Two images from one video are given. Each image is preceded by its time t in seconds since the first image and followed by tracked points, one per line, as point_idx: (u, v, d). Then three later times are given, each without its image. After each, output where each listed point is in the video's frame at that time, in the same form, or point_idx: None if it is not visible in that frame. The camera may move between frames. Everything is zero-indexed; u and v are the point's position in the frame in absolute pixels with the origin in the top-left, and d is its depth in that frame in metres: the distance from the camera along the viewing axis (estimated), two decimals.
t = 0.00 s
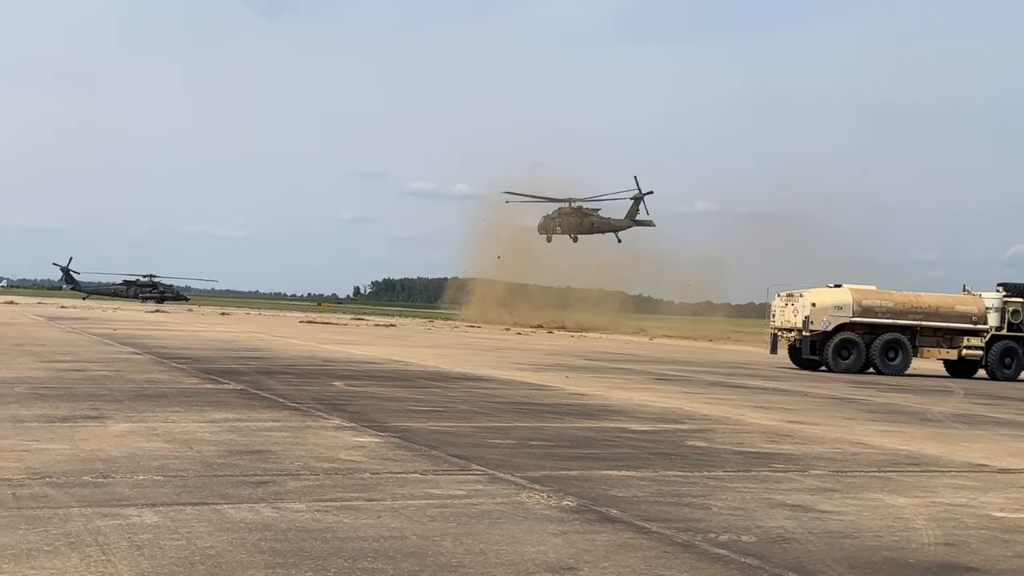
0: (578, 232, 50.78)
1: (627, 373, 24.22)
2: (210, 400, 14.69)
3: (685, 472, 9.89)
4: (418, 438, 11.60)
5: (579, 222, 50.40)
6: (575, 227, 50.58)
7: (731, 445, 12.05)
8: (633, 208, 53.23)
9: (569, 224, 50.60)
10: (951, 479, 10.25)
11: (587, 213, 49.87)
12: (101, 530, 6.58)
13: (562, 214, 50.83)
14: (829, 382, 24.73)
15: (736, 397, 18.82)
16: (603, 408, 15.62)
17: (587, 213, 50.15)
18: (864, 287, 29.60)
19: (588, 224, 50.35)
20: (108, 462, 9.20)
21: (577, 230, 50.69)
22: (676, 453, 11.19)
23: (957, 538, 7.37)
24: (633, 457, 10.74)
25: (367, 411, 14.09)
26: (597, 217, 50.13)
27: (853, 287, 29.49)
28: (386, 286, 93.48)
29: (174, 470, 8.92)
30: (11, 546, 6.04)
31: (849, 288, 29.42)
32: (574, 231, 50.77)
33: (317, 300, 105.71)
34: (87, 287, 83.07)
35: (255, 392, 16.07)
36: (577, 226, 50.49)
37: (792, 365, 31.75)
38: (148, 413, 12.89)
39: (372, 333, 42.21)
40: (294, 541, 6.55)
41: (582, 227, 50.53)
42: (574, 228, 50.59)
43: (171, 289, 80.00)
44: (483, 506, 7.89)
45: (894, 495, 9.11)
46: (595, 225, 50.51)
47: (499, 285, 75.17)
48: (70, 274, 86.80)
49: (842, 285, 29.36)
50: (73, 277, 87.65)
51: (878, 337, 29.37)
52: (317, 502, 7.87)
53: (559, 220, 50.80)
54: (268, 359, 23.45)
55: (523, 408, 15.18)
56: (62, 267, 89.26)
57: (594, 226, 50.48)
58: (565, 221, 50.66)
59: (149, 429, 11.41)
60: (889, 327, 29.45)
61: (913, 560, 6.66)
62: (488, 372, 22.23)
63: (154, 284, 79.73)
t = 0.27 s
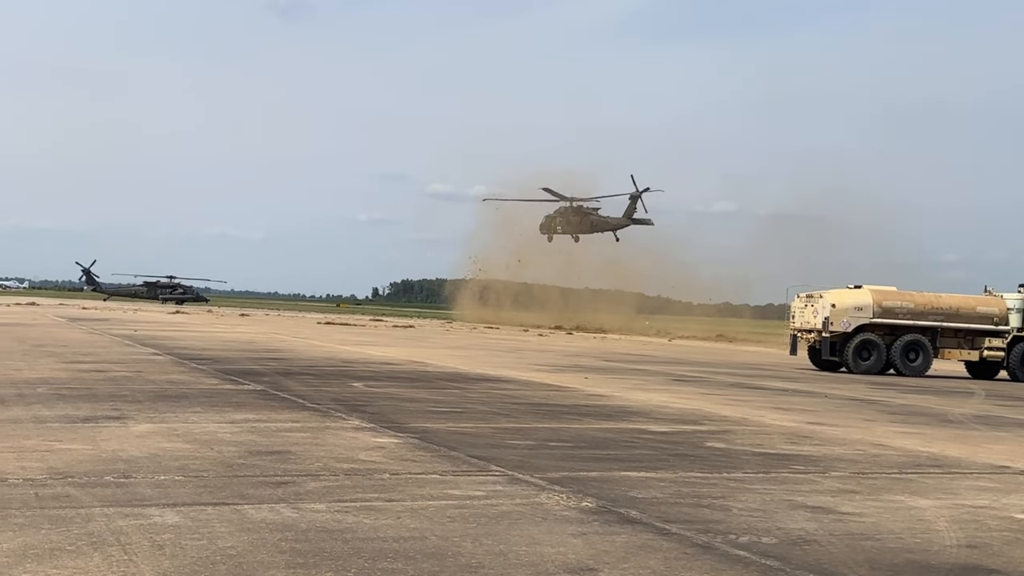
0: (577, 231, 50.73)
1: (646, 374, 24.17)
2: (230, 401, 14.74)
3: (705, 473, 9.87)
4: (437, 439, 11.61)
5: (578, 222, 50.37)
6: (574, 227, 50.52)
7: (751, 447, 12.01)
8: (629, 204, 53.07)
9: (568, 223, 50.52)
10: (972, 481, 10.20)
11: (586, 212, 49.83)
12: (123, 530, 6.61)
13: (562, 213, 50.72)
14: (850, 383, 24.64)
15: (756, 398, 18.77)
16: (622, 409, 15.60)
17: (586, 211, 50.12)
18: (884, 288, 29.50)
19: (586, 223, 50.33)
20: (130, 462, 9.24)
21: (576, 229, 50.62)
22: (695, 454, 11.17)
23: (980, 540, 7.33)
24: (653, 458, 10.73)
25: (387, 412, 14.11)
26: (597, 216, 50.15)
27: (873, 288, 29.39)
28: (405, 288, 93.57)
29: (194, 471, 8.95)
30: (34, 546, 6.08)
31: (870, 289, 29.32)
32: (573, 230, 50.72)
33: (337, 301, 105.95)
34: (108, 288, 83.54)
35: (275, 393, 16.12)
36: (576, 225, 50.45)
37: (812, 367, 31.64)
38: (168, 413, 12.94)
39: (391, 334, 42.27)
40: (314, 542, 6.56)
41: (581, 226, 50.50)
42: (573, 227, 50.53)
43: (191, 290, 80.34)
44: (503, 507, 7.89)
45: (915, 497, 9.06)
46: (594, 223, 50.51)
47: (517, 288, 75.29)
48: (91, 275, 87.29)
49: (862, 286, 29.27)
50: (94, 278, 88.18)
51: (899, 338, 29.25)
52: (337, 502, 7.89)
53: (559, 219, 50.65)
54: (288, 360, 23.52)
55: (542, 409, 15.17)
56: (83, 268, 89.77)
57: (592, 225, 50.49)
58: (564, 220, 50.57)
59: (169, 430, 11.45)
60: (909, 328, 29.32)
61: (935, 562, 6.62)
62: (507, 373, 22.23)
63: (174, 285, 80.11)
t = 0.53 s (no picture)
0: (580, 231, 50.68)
1: (669, 375, 24.11)
2: (253, 401, 14.81)
3: (728, 475, 9.84)
4: (460, 439, 11.62)
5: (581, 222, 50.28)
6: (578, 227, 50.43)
7: (774, 448, 11.97)
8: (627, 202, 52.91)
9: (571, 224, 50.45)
10: (998, 483, 10.12)
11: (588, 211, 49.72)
12: (147, 529, 6.65)
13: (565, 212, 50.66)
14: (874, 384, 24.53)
15: (779, 399, 18.70)
16: (645, 410, 15.57)
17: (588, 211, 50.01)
18: (909, 289, 29.35)
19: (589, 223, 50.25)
20: (154, 461, 9.29)
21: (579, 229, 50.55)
22: (718, 456, 11.14)
23: (1005, 543, 7.28)
24: (676, 459, 10.70)
25: (409, 412, 14.14)
26: (599, 216, 50.08)
27: (898, 289, 29.25)
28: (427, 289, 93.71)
29: (218, 470, 8.99)
30: (60, 544, 6.11)
31: (894, 290, 29.18)
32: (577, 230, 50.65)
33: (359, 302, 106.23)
34: (132, 289, 84.05)
35: (298, 393, 16.17)
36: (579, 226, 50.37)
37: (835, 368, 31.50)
38: (192, 413, 13.00)
39: (413, 335, 42.33)
40: (338, 541, 6.58)
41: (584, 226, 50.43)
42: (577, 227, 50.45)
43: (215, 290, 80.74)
44: (525, 508, 7.89)
45: (940, 499, 9.01)
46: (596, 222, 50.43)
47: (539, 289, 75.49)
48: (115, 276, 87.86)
49: (887, 287, 29.12)
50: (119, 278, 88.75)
51: (924, 339, 29.09)
52: (360, 502, 7.90)
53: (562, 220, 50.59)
54: (311, 361, 23.60)
55: (565, 410, 15.17)
56: (108, 269, 90.36)
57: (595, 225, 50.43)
58: (567, 220, 50.49)
59: (193, 429, 11.50)
60: (934, 329, 29.16)
61: (960, 565, 6.58)
62: (530, 374, 22.22)
63: (198, 285, 80.53)
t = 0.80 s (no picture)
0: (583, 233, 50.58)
1: (694, 379, 24.05)
2: (278, 404, 14.86)
3: (754, 479, 9.80)
4: (483, 443, 11.63)
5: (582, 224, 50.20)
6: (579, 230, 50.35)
7: (800, 453, 11.91)
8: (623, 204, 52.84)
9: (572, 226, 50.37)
10: None
11: (590, 214, 49.56)
12: (174, 531, 6.67)
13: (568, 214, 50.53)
14: (900, 388, 24.40)
15: (804, 404, 18.61)
16: (669, 414, 15.53)
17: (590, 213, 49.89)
18: (935, 293, 29.16)
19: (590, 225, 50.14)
20: (180, 465, 9.33)
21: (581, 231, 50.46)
22: (743, 460, 11.10)
23: None
24: (701, 464, 10.67)
25: (433, 416, 14.16)
26: (600, 218, 49.96)
27: (924, 293, 29.07)
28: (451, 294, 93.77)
29: (244, 473, 9.03)
30: (87, 547, 6.15)
31: (920, 294, 29.00)
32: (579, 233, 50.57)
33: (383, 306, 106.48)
34: (158, 293, 84.57)
35: (323, 397, 16.22)
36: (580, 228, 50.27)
37: (861, 372, 31.36)
38: (217, 417, 13.05)
39: (436, 338, 42.37)
40: (362, 545, 6.58)
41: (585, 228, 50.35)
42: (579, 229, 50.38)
43: (240, 295, 81.12)
44: (550, 512, 7.88)
45: (968, 504, 8.95)
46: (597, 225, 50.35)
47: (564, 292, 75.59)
48: (141, 280, 88.38)
49: (913, 291, 28.95)
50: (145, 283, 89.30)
51: (950, 343, 28.89)
52: (384, 506, 7.91)
53: (563, 223, 50.53)
54: (335, 364, 23.69)
55: (588, 414, 15.15)
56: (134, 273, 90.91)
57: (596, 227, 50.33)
58: (569, 223, 50.41)
59: (219, 433, 11.55)
60: (961, 333, 28.96)
61: (988, 571, 6.53)
62: (554, 378, 22.21)
63: (223, 290, 80.95)
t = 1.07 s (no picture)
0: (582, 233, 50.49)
1: (712, 381, 24.01)
2: (296, 407, 14.91)
3: (773, 481, 9.77)
4: (502, 446, 11.63)
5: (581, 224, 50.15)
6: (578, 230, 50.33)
7: (819, 455, 11.86)
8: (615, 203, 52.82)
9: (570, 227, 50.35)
10: None
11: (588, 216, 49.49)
12: (194, 534, 6.70)
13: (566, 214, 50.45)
14: (920, 390, 24.30)
15: (822, 405, 18.56)
16: (687, 417, 15.51)
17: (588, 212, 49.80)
18: (956, 294, 29.01)
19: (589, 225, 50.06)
20: (199, 467, 9.36)
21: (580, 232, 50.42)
22: (763, 462, 11.07)
23: None
24: (720, 466, 10.64)
25: (451, 418, 14.16)
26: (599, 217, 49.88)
27: (944, 294, 28.93)
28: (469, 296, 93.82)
29: (263, 476, 9.05)
30: (108, 549, 6.17)
31: (940, 295, 28.86)
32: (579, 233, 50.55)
33: (401, 309, 106.66)
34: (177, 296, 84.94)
35: (341, 399, 16.25)
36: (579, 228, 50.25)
37: (881, 374, 31.24)
38: (236, 419, 13.09)
39: (454, 341, 42.40)
40: (382, 547, 6.60)
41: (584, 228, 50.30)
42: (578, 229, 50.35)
43: (258, 297, 81.40)
44: (568, 514, 7.87)
45: (990, 507, 8.90)
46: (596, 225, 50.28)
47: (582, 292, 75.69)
48: (160, 283, 88.78)
49: (933, 292, 28.81)
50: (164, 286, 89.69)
51: (971, 345, 28.75)
52: (403, 508, 7.93)
53: (562, 223, 50.49)
54: (353, 367, 23.73)
55: (607, 416, 15.14)
56: (154, 277, 91.29)
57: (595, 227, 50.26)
58: (567, 223, 50.39)
59: (238, 435, 11.59)
60: (981, 334, 28.80)
61: (1010, 572, 6.50)
62: (572, 380, 22.19)
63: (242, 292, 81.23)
